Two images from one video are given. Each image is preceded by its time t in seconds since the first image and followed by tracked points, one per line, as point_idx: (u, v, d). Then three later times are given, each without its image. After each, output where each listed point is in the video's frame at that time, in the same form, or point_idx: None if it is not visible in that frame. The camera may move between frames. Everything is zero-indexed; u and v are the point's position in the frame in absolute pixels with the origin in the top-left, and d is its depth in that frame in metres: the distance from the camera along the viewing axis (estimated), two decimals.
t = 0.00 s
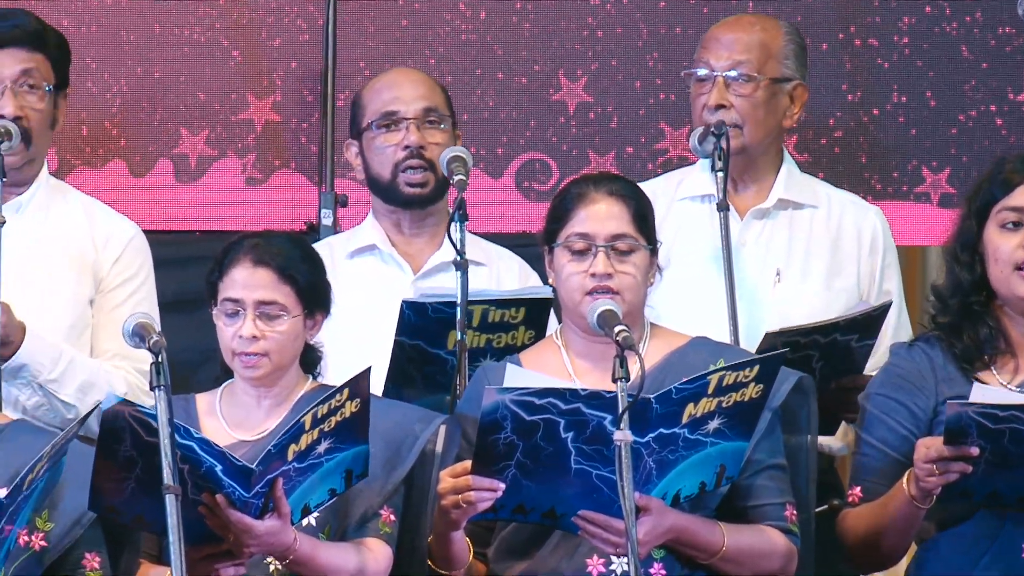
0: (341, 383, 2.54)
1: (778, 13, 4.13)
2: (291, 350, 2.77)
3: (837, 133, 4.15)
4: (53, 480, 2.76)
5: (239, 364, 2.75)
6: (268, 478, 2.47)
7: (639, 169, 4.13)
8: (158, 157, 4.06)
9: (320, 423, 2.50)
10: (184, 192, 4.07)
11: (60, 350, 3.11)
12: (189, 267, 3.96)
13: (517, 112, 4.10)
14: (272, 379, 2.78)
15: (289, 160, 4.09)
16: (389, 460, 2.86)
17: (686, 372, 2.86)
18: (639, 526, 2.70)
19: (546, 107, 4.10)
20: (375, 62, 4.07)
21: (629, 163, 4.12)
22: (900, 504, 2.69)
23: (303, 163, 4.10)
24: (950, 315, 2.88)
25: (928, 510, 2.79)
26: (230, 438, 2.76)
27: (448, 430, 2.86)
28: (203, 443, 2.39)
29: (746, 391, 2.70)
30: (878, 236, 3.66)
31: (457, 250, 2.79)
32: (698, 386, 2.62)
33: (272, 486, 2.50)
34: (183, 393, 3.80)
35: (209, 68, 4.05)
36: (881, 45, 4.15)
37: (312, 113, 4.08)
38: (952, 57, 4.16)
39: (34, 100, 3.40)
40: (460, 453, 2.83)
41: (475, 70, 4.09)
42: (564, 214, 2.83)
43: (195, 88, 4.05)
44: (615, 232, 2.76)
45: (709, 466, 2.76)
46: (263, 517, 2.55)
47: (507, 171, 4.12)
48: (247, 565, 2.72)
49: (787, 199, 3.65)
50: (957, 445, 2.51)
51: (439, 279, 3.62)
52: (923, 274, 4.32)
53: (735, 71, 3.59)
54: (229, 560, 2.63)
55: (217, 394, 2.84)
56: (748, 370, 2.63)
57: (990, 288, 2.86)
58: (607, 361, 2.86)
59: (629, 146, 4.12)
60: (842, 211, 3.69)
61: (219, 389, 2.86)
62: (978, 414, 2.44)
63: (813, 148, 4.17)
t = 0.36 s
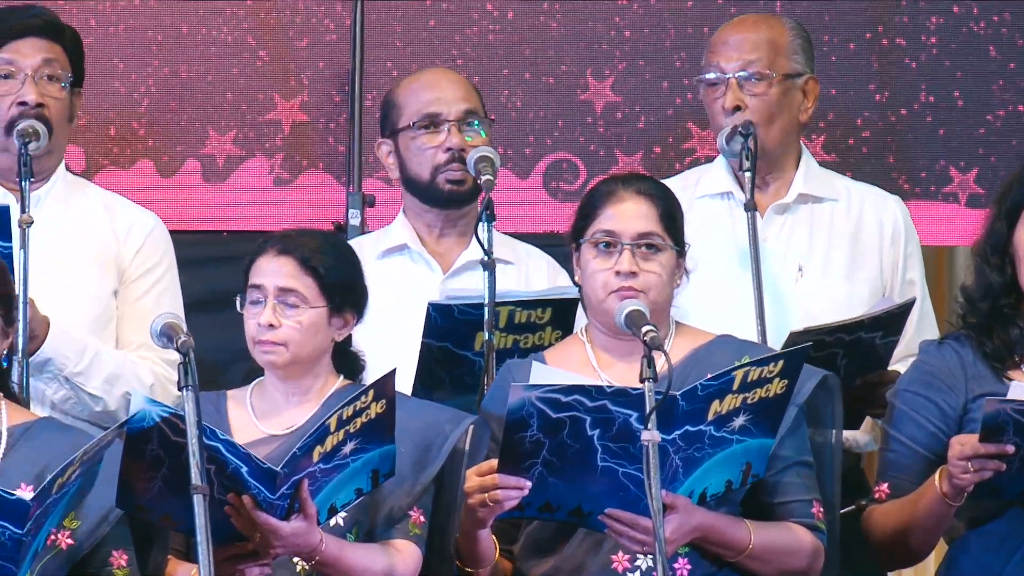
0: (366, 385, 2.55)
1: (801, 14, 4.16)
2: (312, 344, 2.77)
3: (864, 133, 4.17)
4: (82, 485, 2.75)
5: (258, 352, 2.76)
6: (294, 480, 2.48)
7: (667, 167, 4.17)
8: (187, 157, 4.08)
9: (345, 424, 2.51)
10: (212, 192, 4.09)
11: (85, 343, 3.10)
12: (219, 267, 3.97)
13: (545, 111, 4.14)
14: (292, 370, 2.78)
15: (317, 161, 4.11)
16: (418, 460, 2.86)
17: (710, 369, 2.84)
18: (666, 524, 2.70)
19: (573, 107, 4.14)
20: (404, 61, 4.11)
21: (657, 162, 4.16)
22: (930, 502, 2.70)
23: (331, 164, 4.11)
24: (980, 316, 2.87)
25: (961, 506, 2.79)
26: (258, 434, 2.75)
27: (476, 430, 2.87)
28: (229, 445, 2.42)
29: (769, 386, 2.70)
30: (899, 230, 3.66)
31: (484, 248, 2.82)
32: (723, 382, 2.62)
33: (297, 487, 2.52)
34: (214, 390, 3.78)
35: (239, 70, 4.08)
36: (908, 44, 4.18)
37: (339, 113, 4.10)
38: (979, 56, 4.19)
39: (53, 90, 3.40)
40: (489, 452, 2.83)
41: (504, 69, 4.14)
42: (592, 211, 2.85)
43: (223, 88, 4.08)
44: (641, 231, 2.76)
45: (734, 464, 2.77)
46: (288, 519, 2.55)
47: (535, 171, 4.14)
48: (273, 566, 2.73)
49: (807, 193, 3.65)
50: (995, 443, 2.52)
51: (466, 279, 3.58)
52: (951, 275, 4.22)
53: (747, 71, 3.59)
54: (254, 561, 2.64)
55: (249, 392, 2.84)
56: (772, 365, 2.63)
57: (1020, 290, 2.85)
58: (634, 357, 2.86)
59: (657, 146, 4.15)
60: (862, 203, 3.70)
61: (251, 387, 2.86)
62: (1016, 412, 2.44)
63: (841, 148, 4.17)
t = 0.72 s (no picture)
0: (398, 390, 2.55)
1: (832, 14, 4.13)
2: (341, 343, 2.78)
3: (894, 132, 4.13)
4: (101, 480, 2.69)
5: (288, 351, 2.77)
6: (323, 482, 2.49)
7: (696, 166, 4.12)
8: (216, 157, 4.00)
9: (375, 428, 2.52)
10: (242, 195, 4.01)
11: (112, 343, 3.10)
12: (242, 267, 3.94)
13: (575, 111, 4.08)
14: (323, 370, 2.78)
15: (348, 160, 4.04)
16: (447, 464, 2.84)
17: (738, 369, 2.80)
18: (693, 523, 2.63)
19: (604, 106, 4.08)
20: (432, 61, 4.04)
21: (686, 161, 4.11)
22: (960, 502, 2.71)
23: (360, 164, 4.04)
24: (1010, 317, 2.85)
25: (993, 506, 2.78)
26: (288, 435, 2.75)
27: (506, 432, 2.86)
28: (256, 447, 2.42)
29: (798, 387, 2.63)
30: (922, 229, 3.66)
31: (513, 248, 2.83)
32: (751, 381, 2.57)
33: (327, 490, 2.51)
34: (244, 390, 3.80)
35: (268, 69, 3.99)
36: (937, 44, 4.13)
37: (368, 113, 4.03)
38: (1009, 56, 4.14)
39: (76, 91, 3.41)
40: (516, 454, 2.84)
41: (532, 70, 4.07)
42: (624, 209, 2.86)
43: (252, 89, 3.99)
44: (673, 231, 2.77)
45: (762, 464, 2.71)
46: (317, 521, 2.55)
47: (564, 171, 4.10)
48: (302, 566, 2.72)
49: (828, 194, 3.65)
50: None
51: (493, 279, 3.59)
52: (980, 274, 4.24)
53: (762, 76, 3.58)
54: (283, 564, 2.64)
55: (278, 393, 2.84)
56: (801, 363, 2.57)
57: None
58: (661, 356, 2.83)
59: (686, 146, 4.11)
60: (884, 203, 3.68)
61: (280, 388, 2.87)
62: None
63: (871, 147, 4.14)
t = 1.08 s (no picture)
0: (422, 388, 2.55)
1: (862, 15, 4.12)
2: (372, 337, 2.76)
3: (925, 133, 4.13)
4: (148, 489, 2.60)
5: (316, 349, 2.73)
6: (350, 482, 2.49)
7: (726, 168, 4.10)
8: (246, 158, 3.99)
9: (401, 427, 2.51)
10: (272, 195, 4.00)
11: (142, 346, 3.11)
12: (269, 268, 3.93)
13: (604, 112, 4.07)
14: (352, 366, 2.75)
15: (377, 160, 4.03)
16: (472, 461, 2.81)
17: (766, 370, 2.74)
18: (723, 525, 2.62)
19: (634, 107, 4.07)
20: (462, 62, 4.05)
21: (716, 162, 4.10)
22: (990, 501, 2.71)
23: (390, 165, 4.03)
24: None
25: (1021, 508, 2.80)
26: (312, 436, 2.72)
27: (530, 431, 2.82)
28: (283, 448, 2.41)
29: (828, 389, 2.60)
30: (950, 230, 3.66)
31: (544, 251, 2.85)
32: (781, 383, 2.54)
33: (354, 490, 2.51)
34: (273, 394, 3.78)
35: (299, 70, 3.99)
36: (968, 45, 4.13)
37: (400, 114, 4.03)
38: None
39: (105, 93, 3.41)
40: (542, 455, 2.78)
41: (562, 70, 4.06)
42: (651, 209, 2.78)
43: (282, 90, 3.99)
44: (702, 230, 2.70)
45: (791, 466, 2.68)
46: (345, 521, 2.55)
47: (597, 168, 4.09)
48: (331, 567, 2.72)
49: (857, 196, 3.64)
50: None
51: (522, 281, 3.58)
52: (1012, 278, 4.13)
53: (802, 69, 3.57)
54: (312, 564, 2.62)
55: (301, 395, 2.81)
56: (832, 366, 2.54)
57: None
58: (687, 360, 2.75)
59: (717, 147, 4.09)
60: (912, 205, 3.69)
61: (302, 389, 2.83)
62: None
63: (902, 149, 4.14)
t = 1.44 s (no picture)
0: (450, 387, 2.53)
1: (894, 16, 4.11)
2: (396, 335, 2.73)
3: (956, 136, 4.12)
4: (173, 488, 2.62)
5: (342, 349, 2.69)
6: (378, 482, 2.48)
7: (757, 170, 4.10)
8: (278, 162, 4.00)
9: (429, 426, 2.50)
10: (304, 199, 4.01)
11: (173, 349, 3.11)
12: (295, 269, 3.90)
13: (634, 114, 4.08)
14: (377, 368, 2.71)
15: (408, 164, 4.04)
16: (498, 462, 2.80)
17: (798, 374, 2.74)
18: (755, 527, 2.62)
19: (665, 109, 4.08)
20: (493, 65, 4.05)
21: (747, 164, 4.09)
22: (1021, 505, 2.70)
23: (421, 166, 4.04)
24: None
25: None
26: (335, 439, 2.69)
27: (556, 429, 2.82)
28: (312, 448, 2.39)
29: (861, 392, 2.61)
30: (984, 236, 3.64)
31: (575, 253, 2.85)
32: (815, 385, 2.54)
33: (383, 490, 2.51)
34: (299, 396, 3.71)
35: (331, 72, 4.01)
36: (999, 48, 4.12)
37: (431, 116, 4.03)
38: None
39: (138, 93, 3.43)
40: (571, 456, 2.76)
41: (593, 72, 4.07)
42: (681, 210, 2.79)
43: (313, 92, 4.00)
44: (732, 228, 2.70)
45: (824, 469, 2.69)
46: (374, 522, 2.54)
47: (626, 172, 4.09)
48: (360, 570, 2.69)
49: (891, 200, 3.64)
50: None
51: (551, 283, 3.56)
52: None
53: (841, 69, 3.58)
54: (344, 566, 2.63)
55: (324, 399, 2.78)
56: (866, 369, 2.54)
57: None
58: (718, 362, 2.75)
59: (747, 150, 4.09)
60: (946, 211, 3.68)
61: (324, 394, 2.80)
62: None
63: (933, 152, 4.13)
